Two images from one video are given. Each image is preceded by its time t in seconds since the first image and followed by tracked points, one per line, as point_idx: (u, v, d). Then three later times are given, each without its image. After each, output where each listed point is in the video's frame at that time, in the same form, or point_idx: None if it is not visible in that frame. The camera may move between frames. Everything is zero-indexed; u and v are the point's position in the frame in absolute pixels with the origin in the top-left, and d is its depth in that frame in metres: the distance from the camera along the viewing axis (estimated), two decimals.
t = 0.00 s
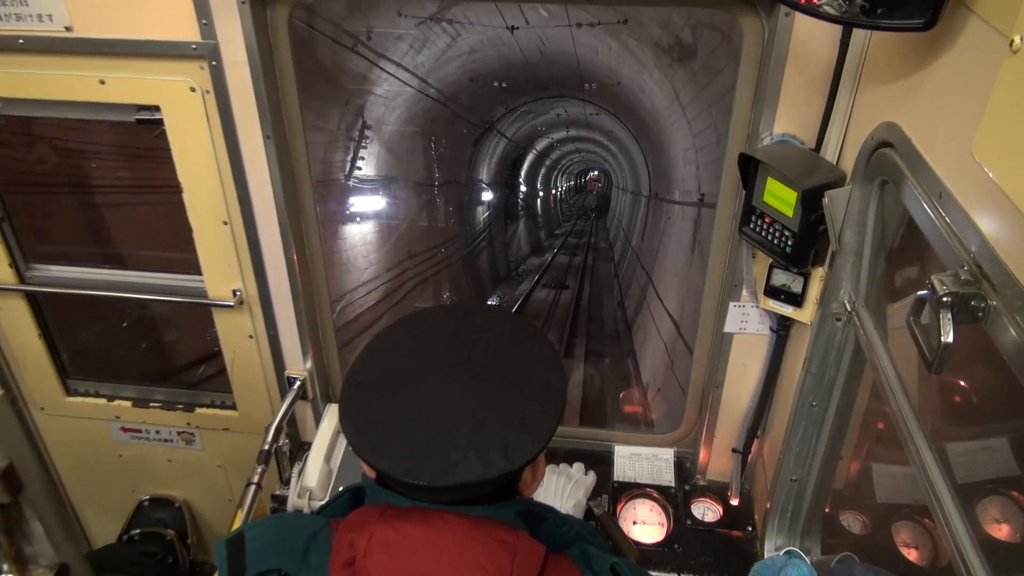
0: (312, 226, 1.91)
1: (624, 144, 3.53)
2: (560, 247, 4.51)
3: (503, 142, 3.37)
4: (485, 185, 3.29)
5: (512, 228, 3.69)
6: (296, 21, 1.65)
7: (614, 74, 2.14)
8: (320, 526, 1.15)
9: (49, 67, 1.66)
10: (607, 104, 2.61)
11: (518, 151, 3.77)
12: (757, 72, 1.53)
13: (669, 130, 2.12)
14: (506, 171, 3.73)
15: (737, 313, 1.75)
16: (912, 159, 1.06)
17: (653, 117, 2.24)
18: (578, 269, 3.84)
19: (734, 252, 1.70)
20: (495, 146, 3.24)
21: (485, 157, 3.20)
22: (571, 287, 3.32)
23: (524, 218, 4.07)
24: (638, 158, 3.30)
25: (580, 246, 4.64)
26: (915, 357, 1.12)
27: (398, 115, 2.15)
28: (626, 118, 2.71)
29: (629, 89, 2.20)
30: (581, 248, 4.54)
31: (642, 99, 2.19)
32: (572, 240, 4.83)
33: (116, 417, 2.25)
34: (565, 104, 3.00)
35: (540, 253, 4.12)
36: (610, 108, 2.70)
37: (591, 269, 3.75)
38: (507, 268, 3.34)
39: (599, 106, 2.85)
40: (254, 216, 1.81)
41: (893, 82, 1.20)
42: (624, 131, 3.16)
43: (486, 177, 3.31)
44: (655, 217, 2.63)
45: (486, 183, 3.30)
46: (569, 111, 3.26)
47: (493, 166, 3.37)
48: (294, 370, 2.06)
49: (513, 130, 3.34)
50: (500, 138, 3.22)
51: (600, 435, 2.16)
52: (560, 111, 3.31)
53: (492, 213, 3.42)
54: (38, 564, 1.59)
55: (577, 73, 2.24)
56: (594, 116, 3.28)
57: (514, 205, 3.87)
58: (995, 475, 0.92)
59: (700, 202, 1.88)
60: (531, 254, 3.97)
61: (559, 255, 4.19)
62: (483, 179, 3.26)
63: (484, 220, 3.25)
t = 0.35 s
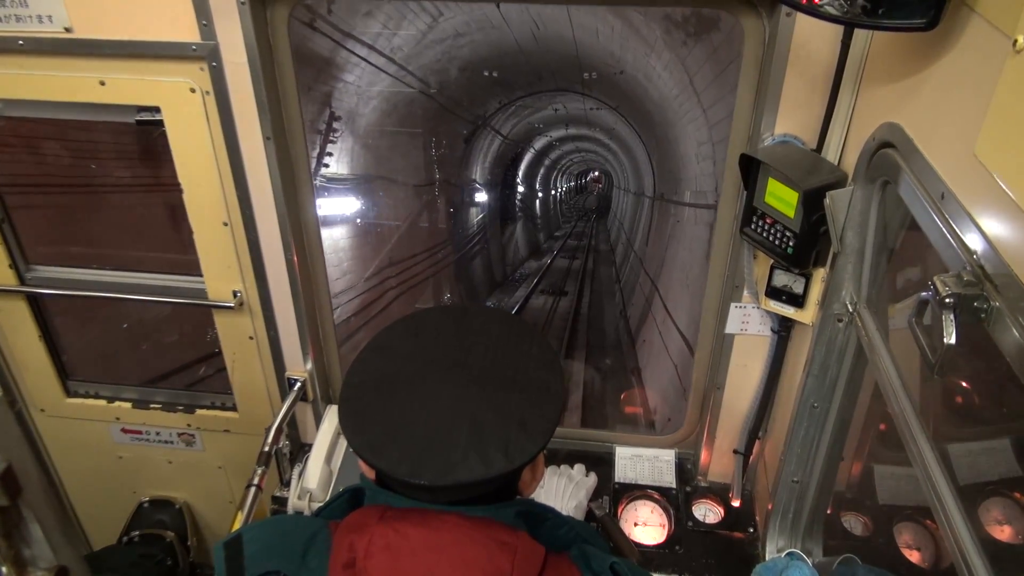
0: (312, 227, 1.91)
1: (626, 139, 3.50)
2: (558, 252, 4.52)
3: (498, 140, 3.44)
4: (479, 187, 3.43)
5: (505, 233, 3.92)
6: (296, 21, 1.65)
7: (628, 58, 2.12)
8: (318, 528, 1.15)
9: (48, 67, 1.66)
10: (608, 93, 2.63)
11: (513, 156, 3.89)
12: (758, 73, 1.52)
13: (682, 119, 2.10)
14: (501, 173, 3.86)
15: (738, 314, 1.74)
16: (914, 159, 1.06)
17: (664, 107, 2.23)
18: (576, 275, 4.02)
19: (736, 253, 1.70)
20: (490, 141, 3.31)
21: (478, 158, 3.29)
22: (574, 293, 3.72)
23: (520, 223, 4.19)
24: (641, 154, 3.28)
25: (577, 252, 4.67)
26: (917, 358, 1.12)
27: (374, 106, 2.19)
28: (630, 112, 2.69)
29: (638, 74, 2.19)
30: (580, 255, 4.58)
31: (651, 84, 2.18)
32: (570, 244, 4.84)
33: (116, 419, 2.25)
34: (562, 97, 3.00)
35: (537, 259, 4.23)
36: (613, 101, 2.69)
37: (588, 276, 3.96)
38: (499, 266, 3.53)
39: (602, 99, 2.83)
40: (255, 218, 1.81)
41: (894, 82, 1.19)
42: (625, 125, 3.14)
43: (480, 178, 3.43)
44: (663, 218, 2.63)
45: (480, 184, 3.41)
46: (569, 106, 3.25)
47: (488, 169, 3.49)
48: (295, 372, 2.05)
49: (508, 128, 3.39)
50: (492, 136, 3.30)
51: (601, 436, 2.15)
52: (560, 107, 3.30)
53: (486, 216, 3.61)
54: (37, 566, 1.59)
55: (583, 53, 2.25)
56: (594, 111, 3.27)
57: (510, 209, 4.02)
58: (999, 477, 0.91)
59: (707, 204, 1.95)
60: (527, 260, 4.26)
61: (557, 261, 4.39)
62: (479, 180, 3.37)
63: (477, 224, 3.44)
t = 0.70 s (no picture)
0: (312, 228, 1.91)
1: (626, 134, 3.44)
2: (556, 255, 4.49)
3: (491, 138, 3.38)
4: (472, 187, 3.40)
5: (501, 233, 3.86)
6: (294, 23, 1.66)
7: (632, 45, 2.07)
8: (321, 523, 1.15)
9: (49, 69, 1.67)
10: (606, 83, 2.55)
11: (509, 155, 3.85)
12: (757, 74, 1.53)
13: (687, 111, 2.05)
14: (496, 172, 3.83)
15: (738, 314, 1.74)
16: (912, 160, 1.07)
17: (668, 98, 2.18)
18: (575, 277, 4.01)
19: (735, 254, 1.70)
20: (484, 137, 3.26)
21: (471, 157, 3.25)
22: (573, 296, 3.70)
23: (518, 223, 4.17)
24: (643, 150, 3.23)
25: (575, 256, 4.63)
26: (916, 358, 1.12)
27: (354, 100, 2.09)
28: (631, 106, 2.65)
29: (641, 59, 2.13)
30: (580, 257, 4.55)
31: (656, 72, 2.11)
32: (568, 247, 4.80)
33: (116, 419, 2.25)
34: (559, 92, 2.95)
35: (535, 262, 4.21)
36: (613, 96, 2.64)
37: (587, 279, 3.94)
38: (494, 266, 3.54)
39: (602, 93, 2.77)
40: (255, 219, 1.81)
41: (892, 83, 1.20)
42: (625, 120, 3.09)
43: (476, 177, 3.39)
44: (667, 218, 2.61)
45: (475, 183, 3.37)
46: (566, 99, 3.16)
47: (483, 167, 3.46)
48: (295, 373, 2.06)
49: (502, 124, 3.34)
50: (488, 132, 3.25)
51: (601, 436, 2.15)
52: (558, 101, 3.24)
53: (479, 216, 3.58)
54: (40, 565, 1.78)
55: (580, 41, 2.20)
56: (593, 106, 3.21)
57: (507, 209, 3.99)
58: (997, 476, 0.92)
59: (709, 204, 1.91)
60: (525, 262, 4.24)
61: (555, 263, 4.37)
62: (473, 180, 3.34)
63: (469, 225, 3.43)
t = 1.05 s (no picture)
0: (311, 230, 1.91)
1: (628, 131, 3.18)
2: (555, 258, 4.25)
3: (484, 136, 3.11)
4: (463, 189, 2.99)
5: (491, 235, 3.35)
6: (293, 24, 1.65)
7: (636, 28, 1.86)
8: (321, 525, 1.15)
9: (48, 70, 1.67)
10: (603, 70, 2.27)
11: (505, 153, 3.56)
12: (755, 74, 1.53)
13: (699, 99, 1.81)
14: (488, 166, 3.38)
15: (736, 314, 1.75)
16: (909, 158, 1.07)
17: (678, 86, 1.93)
18: (575, 281, 3.76)
19: (733, 253, 1.71)
20: (477, 135, 2.98)
21: (463, 156, 2.96)
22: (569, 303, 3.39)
23: (515, 226, 3.91)
24: (647, 148, 2.96)
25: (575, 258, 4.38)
26: (915, 357, 1.12)
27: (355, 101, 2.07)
28: (634, 99, 2.41)
29: (647, 39, 1.90)
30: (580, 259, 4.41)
31: (664, 54, 1.88)
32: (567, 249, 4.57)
33: (115, 421, 2.25)
34: (555, 85, 2.67)
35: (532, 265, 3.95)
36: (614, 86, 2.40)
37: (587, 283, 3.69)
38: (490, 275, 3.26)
39: (602, 86, 2.51)
40: (255, 220, 1.81)
41: (890, 82, 1.20)
42: (627, 117, 2.82)
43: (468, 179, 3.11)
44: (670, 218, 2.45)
45: (468, 186, 3.08)
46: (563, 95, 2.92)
47: (476, 167, 3.18)
48: (294, 373, 2.06)
49: (495, 121, 3.06)
50: (481, 131, 2.98)
51: (600, 436, 2.16)
52: (555, 96, 2.99)
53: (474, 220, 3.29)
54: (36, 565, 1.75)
55: (577, 24, 1.93)
56: (592, 100, 2.94)
57: (504, 210, 3.72)
58: (995, 474, 0.92)
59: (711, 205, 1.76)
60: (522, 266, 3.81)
61: (554, 267, 4.06)
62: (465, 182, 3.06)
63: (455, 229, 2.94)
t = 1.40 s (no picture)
0: (311, 230, 1.90)
1: (626, 135, 2.75)
2: (554, 258, 3.45)
3: (474, 131, 2.46)
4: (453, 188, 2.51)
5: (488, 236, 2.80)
6: (295, 25, 1.65)
7: (640, 27, 1.69)
8: (321, 527, 1.15)
9: (48, 71, 1.66)
10: (606, 67, 1.99)
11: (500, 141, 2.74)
12: (756, 75, 1.53)
13: (724, 82, 1.61)
14: (483, 162, 2.72)
15: (737, 315, 1.74)
16: (911, 160, 1.06)
17: (693, 67, 1.71)
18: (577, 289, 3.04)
19: (734, 255, 1.70)
20: (451, 121, 2.24)
21: (447, 152, 2.38)
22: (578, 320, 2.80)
23: (513, 229, 3.21)
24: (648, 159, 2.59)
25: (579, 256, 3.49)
26: (917, 360, 1.12)
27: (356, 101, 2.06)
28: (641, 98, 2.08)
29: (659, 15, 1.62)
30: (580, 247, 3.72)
31: (678, 29, 1.63)
32: (570, 246, 3.72)
33: (115, 421, 2.25)
34: (550, 77, 2.16)
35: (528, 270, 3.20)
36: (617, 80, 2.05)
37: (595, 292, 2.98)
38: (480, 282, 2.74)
39: (605, 78, 2.11)
40: (255, 221, 1.81)
41: (892, 84, 1.20)
42: (633, 115, 2.32)
43: (455, 180, 2.53)
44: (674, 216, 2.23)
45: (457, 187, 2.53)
46: (564, 96, 2.47)
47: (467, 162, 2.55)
48: (294, 374, 2.05)
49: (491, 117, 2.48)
50: (467, 129, 2.39)
51: (600, 438, 2.15)
52: (555, 100, 2.53)
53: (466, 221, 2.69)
54: (35, 567, 1.78)
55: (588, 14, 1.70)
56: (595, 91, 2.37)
57: (501, 214, 3.01)
58: (996, 476, 0.91)
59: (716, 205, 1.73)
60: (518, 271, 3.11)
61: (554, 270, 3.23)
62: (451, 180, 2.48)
63: (443, 234, 2.51)
